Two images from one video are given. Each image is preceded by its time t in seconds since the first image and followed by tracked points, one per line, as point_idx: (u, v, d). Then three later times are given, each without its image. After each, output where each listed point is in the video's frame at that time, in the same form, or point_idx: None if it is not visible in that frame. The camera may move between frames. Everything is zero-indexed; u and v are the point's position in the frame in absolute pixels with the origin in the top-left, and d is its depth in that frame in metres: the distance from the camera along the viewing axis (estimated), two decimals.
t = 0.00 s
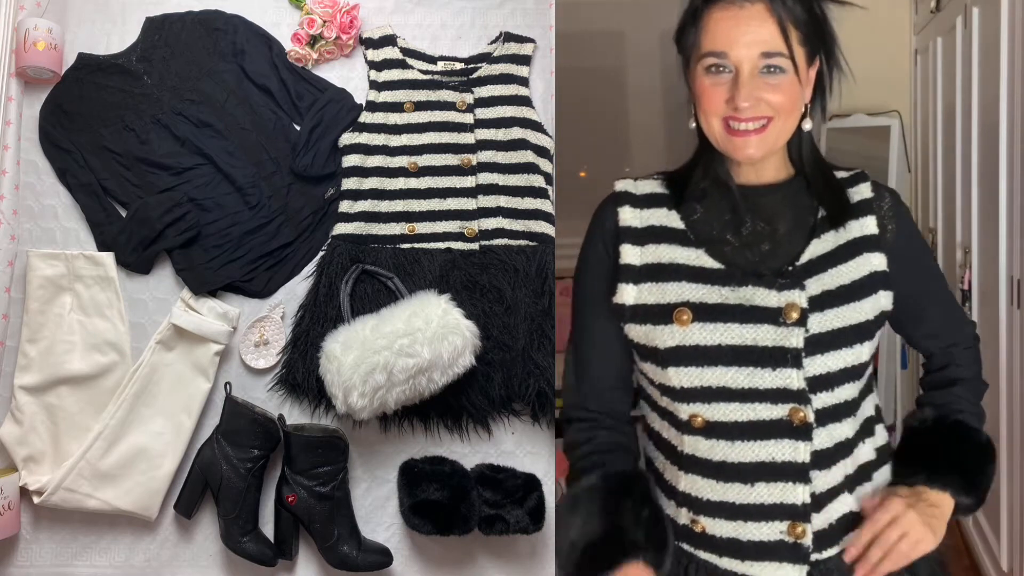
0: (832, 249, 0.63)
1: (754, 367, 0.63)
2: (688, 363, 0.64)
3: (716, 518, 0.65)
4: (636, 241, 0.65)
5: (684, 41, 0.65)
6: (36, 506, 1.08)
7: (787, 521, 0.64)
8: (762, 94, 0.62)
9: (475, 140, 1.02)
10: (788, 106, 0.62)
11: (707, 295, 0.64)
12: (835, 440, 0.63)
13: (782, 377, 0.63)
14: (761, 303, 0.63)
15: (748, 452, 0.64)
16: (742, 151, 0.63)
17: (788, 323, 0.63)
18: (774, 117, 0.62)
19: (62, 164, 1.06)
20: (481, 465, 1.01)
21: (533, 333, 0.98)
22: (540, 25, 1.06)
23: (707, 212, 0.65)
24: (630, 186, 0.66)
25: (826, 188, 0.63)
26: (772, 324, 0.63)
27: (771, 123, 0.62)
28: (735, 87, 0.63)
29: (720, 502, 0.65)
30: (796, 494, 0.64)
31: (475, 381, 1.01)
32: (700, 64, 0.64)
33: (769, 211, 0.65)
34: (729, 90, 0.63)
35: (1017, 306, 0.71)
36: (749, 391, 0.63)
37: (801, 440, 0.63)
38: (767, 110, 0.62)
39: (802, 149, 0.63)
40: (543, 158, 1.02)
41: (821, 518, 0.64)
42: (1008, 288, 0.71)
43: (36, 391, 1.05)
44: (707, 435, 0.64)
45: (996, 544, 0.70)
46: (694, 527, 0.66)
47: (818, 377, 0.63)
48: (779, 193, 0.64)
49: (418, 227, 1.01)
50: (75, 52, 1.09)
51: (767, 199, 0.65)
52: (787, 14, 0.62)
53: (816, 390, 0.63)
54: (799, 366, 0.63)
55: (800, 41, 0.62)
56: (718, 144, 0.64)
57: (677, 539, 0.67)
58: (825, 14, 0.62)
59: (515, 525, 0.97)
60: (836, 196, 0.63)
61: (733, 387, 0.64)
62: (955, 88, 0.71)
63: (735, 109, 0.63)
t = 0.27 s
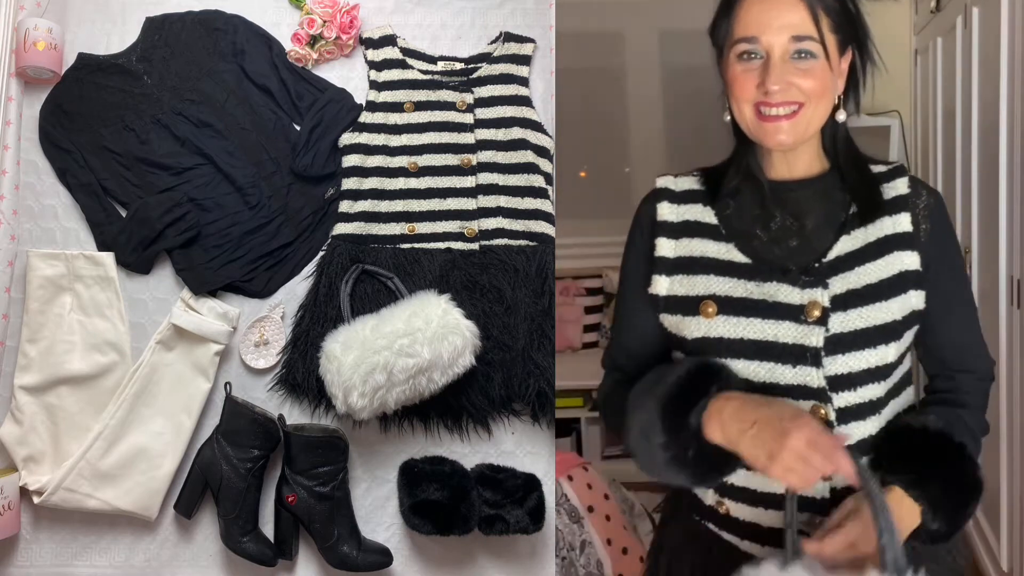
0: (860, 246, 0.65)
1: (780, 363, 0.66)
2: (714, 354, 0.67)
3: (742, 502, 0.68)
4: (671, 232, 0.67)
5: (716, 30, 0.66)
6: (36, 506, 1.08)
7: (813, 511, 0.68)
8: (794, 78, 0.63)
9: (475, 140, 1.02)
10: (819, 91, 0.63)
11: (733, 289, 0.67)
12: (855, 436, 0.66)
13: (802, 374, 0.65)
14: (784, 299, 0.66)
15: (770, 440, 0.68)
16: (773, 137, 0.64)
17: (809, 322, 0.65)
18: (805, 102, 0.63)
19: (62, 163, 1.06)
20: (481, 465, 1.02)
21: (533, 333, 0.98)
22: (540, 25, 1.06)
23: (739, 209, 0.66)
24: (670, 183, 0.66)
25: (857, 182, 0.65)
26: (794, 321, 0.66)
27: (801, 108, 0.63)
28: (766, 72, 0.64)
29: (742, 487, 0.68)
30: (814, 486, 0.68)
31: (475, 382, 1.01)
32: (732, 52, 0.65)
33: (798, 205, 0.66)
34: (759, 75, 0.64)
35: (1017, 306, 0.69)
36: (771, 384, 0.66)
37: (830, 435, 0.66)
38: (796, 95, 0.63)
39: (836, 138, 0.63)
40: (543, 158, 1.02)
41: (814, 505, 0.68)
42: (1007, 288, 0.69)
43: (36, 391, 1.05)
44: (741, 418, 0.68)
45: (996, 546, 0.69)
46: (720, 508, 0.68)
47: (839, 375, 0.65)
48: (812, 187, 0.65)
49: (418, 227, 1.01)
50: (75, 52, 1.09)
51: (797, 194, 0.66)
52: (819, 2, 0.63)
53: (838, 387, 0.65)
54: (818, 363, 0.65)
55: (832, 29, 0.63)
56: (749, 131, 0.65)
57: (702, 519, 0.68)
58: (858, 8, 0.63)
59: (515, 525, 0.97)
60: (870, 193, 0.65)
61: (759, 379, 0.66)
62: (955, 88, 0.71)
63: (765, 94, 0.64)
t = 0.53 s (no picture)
0: (874, 252, 0.63)
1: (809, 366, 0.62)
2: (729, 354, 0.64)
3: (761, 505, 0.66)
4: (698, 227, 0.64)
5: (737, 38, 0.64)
6: (36, 506, 1.08)
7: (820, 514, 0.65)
8: (812, 88, 0.60)
9: (475, 140, 1.02)
10: (838, 100, 0.60)
11: (753, 288, 0.64)
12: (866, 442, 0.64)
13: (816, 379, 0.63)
14: (801, 302, 0.63)
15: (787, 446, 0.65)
16: (792, 144, 0.62)
17: (822, 324, 0.63)
18: (822, 111, 0.60)
19: (62, 163, 1.06)
20: (481, 465, 1.01)
21: (533, 333, 0.98)
22: (540, 25, 1.06)
23: (762, 212, 0.64)
24: (696, 184, 0.65)
25: (876, 190, 0.62)
26: (807, 324, 0.63)
27: (820, 116, 0.61)
28: (784, 82, 0.61)
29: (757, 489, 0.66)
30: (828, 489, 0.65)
31: (475, 382, 1.01)
32: (753, 60, 0.63)
33: (816, 212, 0.64)
34: (778, 84, 0.62)
35: (1017, 306, 0.70)
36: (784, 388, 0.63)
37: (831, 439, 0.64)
38: (814, 103, 0.60)
39: (856, 148, 0.61)
40: (543, 158, 1.02)
41: (834, 518, 0.62)
42: (1008, 288, 0.70)
43: (36, 391, 1.05)
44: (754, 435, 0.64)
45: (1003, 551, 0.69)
46: (735, 506, 0.66)
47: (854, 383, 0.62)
48: (832, 194, 0.63)
49: (418, 227, 1.01)
50: (75, 52, 1.09)
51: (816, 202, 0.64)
52: (838, 12, 0.61)
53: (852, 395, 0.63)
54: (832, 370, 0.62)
55: (851, 39, 0.60)
56: (768, 141, 0.63)
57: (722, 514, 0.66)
58: (880, 17, 0.60)
59: (515, 525, 0.97)
60: (888, 200, 0.63)
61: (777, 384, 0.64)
62: (955, 87, 0.71)
63: (783, 102, 0.61)
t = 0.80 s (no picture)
0: (875, 257, 0.61)
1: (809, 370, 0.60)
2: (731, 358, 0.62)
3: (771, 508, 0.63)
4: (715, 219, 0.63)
5: (743, 43, 0.62)
6: (36, 506, 1.08)
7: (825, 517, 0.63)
8: (816, 93, 0.58)
9: (475, 140, 1.02)
10: (842, 104, 0.58)
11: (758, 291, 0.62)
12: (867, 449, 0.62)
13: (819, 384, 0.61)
14: (805, 306, 0.62)
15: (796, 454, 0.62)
16: (795, 148, 0.60)
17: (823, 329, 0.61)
18: (826, 115, 0.59)
19: (63, 164, 1.06)
20: (481, 465, 1.01)
21: (533, 333, 0.99)
22: (540, 25, 1.06)
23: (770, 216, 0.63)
24: (704, 188, 0.64)
25: (880, 197, 0.61)
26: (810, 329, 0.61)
27: (823, 121, 0.59)
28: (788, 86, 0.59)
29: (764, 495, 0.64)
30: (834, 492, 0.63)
31: (475, 382, 1.01)
32: (758, 65, 0.61)
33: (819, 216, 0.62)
34: (782, 89, 0.59)
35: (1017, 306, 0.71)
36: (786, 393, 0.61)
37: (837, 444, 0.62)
38: (818, 108, 0.58)
39: (858, 153, 0.60)
40: (543, 158, 1.02)
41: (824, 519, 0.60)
42: (1007, 289, 0.71)
43: (36, 390, 1.05)
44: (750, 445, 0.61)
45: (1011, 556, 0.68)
46: (745, 509, 0.65)
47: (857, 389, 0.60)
48: (835, 199, 0.62)
49: (418, 227, 1.01)
50: (75, 52, 1.09)
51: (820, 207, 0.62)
52: (843, 16, 0.58)
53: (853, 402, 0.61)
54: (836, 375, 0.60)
55: (854, 43, 0.58)
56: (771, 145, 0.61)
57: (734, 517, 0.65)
58: (884, 25, 0.58)
59: (515, 525, 0.97)
60: (890, 205, 0.61)
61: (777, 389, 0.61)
62: (955, 87, 0.71)
63: (787, 107, 0.59)
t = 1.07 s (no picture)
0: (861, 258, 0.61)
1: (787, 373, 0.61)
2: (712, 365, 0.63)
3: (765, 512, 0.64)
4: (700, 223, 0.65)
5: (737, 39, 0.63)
6: (36, 506, 1.08)
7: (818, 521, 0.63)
8: (812, 87, 0.58)
9: (475, 140, 1.02)
10: (837, 100, 0.58)
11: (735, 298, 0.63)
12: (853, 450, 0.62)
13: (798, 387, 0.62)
14: (781, 311, 0.63)
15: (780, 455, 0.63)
16: (789, 143, 0.60)
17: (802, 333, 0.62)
18: (821, 110, 0.59)
19: (63, 163, 1.06)
20: (481, 465, 1.01)
21: (533, 333, 0.98)
22: (540, 25, 1.06)
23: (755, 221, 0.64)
24: (694, 190, 0.65)
25: (875, 196, 0.60)
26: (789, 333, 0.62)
27: (819, 116, 0.59)
28: (783, 80, 0.60)
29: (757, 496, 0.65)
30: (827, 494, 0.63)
31: (475, 381, 1.01)
32: (751, 60, 0.62)
33: (811, 217, 0.62)
34: (777, 83, 0.60)
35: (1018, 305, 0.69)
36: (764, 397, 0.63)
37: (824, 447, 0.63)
38: (813, 103, 0.59)
39: (854, 154, 0.60)
40: (543, 158, 1.02)
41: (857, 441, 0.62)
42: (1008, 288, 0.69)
43: (36, 390, 1.05)
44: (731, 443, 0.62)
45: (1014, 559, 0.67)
46: (737, 515, 0.66)
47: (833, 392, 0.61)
48: (828, 200, 0.62)
49: (418, 227, 1.01)
50: (75, 52, 1.09)
51: (812, 206, 0.62)
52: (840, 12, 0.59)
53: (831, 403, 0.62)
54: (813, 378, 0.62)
55: (851, 39, 0.58)
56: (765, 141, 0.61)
57: (728, 526, 0.66)
58: (879, 24, 0.58)
59: (515, 525, 0.97)
60: (885, 207, 0.60)
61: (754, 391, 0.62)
62: (955, 87, 0.71)
63: (781, 101, 0.60)
